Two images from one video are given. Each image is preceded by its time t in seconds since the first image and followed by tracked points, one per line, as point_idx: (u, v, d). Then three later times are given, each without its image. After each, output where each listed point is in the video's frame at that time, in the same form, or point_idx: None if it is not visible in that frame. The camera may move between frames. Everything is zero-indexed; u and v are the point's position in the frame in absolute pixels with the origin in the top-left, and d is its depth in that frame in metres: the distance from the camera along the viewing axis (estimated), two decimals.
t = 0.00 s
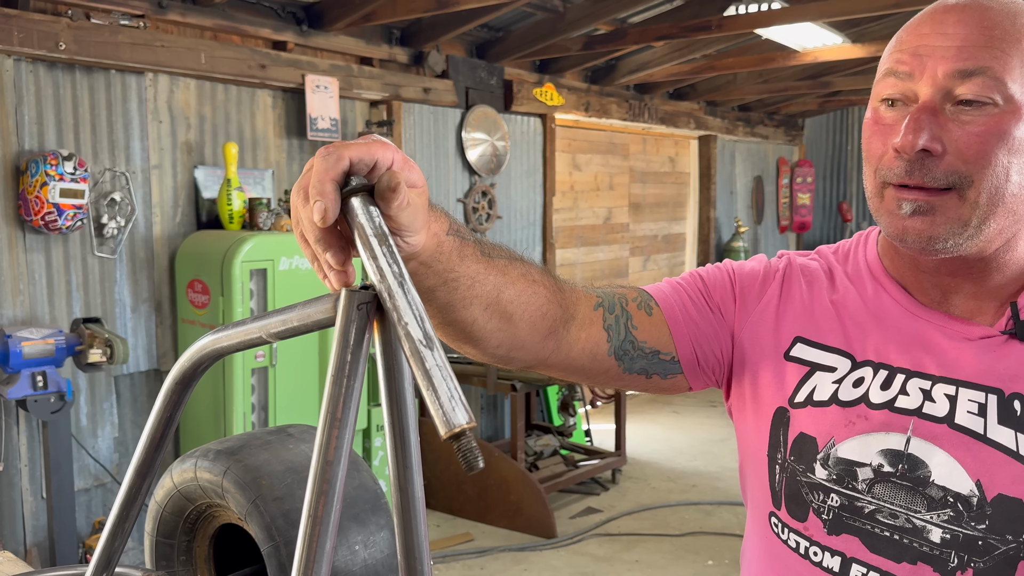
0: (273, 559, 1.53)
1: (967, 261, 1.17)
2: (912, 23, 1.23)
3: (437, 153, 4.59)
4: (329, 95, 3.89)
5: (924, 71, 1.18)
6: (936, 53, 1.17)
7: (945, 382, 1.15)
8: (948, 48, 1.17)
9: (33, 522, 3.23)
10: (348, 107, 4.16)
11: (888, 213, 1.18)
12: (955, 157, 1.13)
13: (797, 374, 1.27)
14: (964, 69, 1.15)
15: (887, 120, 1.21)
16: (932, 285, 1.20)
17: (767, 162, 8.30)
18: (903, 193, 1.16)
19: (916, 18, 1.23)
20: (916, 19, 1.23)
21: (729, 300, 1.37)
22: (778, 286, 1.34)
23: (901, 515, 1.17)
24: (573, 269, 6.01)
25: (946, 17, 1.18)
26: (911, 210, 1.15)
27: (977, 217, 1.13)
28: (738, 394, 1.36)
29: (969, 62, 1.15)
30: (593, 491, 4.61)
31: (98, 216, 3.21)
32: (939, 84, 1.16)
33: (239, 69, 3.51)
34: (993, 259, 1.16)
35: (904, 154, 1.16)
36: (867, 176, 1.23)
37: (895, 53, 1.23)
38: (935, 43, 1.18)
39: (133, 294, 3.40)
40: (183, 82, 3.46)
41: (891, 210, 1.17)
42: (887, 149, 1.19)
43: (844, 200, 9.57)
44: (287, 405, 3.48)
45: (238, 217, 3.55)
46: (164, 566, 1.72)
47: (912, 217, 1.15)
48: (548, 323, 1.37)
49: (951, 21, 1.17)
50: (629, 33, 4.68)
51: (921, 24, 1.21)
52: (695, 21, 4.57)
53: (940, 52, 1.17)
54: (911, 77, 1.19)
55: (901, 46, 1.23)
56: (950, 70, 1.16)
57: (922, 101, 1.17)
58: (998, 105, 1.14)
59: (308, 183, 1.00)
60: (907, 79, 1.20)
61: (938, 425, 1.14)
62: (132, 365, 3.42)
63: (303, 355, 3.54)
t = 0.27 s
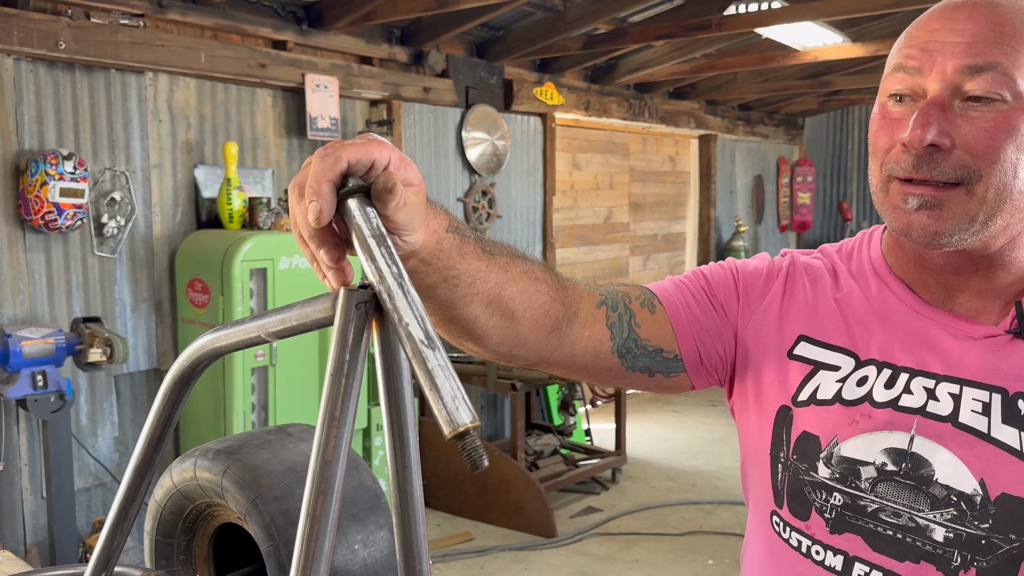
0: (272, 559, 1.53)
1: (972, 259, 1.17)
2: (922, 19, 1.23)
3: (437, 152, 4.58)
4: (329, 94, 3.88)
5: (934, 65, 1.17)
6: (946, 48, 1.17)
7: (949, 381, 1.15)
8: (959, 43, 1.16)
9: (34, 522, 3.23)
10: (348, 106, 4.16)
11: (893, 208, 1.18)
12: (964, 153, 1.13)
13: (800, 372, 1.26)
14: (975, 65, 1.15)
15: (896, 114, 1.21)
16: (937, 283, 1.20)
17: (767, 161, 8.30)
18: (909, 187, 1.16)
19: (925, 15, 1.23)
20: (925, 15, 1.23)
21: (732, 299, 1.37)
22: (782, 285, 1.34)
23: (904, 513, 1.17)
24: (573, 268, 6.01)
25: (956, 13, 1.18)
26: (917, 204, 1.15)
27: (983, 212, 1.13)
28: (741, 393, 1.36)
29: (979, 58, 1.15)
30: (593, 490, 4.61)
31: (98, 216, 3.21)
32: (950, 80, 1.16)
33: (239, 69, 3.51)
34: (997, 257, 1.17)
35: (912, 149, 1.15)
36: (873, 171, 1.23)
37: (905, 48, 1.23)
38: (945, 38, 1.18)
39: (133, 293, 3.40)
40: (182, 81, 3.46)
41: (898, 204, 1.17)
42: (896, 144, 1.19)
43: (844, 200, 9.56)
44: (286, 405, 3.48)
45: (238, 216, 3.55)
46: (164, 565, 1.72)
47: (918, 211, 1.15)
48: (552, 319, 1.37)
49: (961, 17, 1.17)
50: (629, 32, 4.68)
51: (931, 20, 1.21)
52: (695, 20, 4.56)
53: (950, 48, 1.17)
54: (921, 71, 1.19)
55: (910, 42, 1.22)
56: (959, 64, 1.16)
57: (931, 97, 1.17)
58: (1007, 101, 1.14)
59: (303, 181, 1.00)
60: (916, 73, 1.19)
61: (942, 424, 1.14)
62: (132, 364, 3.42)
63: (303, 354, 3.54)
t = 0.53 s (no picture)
0: (271, 559, 1.53)
1: (971, 259, 1.17)
2: (924, 16, 1.23)
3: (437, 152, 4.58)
4: (329, 94, 3.88)
5: (937, 62, 1.17)
6: (948, 45, 1.17)
7: (947, 381, 1.15)
8: (961, 40, 1.16)
9: (33, 521, 3.23)
10: (348, 106, 4.16)
11: (893, 205, 1.17)
12: (963, 149, 1.13)
13: (798, 374, 1.26)
14: (977, 61, 1.15)
15: (898, 111, 1.21)
16: (936, 283, 1.20)
17: (767, 160, 8.30)
18: (909, 184, 1.15)
19: (928, 13, 1.23)
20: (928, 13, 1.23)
21: (730, 301, 1.37)
22: (780, 287, 1.34)
23: (903, 514, 1.17)
24: (573, 268, 6.01)
25: (958, 11, 1.18)
26: (916, 202, 1.14)
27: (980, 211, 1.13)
28: (740, 395, 1.36)
29: (981, 55, 1.14)
30: (592, 490, 4.61)
31: (98, 215, 3.21)
32: (952, 76, 1.16)
33: (239, 68, 3.51)
34: (996, 257, 1.17)
35: (913, 145, 1.15)
36: (874, 169, 1.23)
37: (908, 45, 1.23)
38: (948, 35, 1.17)
39: (133, 293, 3.40)
40: (182, 80, 3.46)
41: (897, 201, 1.16)
42: (897, 139, 1.19)
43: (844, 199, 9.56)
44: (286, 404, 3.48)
45: (238, 216, 3.55)
46: (163, 565, 1.72)
47: (917, 208, 1.14)
48: (551, 325, 1.37)
49: (963, 14, 1.17)
50: (629, 31, 4.67)
51: (933, 17, 1.20)
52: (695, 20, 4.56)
53: (952, 45, 1.17)
54: (924, 68, 1.19)
55: (912, 40, 1.22)
56: (961, 61, 1.15)
57: (933, 93, 1.17)
58: (1009, 98, 1.14)
59: (316, 173, 1.00)
60: (919, 70, 1.19)
61: (941, 425, 1.14)
62: (131, 364, 3.42)
63: (303, 354, 3.53)
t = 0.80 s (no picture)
0: (271, 558, 1.53)
1: (967, 260, 1.18)
2: (919, 19, 1.23)
3: (436, 152, 4.58)
4: (328, 94, 3.89)
5: (932, 65, 1.18)
6: (944, 48, 1.17)
7: (945, 382, 1.15)
8: (956, 43, 1.17)
9: (33, 522, 3.23)
10: (347, 106, 4.16)
11: (890, 208, 1.18)
12: (961, 152, 1.13)
13: (796, 376, 1.27)
14: (972, 65, 1.15)
15: (894, 114, 1.21)
16: (933, 285, 1.21)
17: (766, 160, 8.31)
18: (905, 188, 1.16)
19: (923, 14, 1.23)
20: (922, 15, 1.23)
21: (727, 304, 1.37)
22: (777, 289, 1.34)
23: (901, 516, 1.17)
24: (573, 268, 6.01)
25: (954, 13, 1.18)
26: (912, 205, 1.15)
27: (977, 214, 1.13)
28: (738, 398, 1.36)
29: (977, 58, 1.15)
30: (592, 490, 4.62)
31: (97, 215, 3.21)
32: (949, 80, 1.16)
33: (238, 68, 3.51)
34: (994, 258, 1.17)
35: (909, 149, 1.16)
36: (870, 172, 1.23)
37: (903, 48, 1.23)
38: (943, 38, 1.18)
39: (132, 293, 3.40)
40: (181, 80, 3.46)
41: (895, 205, 1.17)
42: (894, 143, 1.19)
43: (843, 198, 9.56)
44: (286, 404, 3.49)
45: (237, 216, 3.55)
46: (163, 565, 1.72)
47: (913, 212, 1.15)
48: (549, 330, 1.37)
49: (958, 17, 1.17)
50: (628, 31, 4.67)
51: (928, 20, 1.21)
52: (694, 20, 4.56)
53: (948, 48, 1.17)
54: (919, 71, 1.19)
55: (907, 43, 1.22)
56: (956, 65, 1.16)
57: (928, 97, 1.17)
58: (1005, 102, 1.14)
59: (311, 178, 1.00)
60: (915, 73, 1.19)
61: (939, 426, 1.14)
62: (131, 364, 3.42)
63: (302, 354, 3.53)
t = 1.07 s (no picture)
0: (269, 559, 1.52)
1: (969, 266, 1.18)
2: (922, 27, 1.20)
3: (433, 152, 4.58)
4: (325, 94, 3.88)
5: (942, 84, 1.15)
6: (952, 66, 1.15)
7: (941, 383, 1.15)
8: (966, 61, 1.14)
9: (29, 522, 3.22)
10: (344, 106, 4.16)
11: (898, 231, 1.18)
12: (974, 177, 1.12)
13: (793, 378, 1.27)
14: (983, 83, 1.13)
15: (904, 133, 1.19)
16: (930, 287, 1.21)
17: (762, 160, 8.32)
18: (914, 213, 1.16)
19: (926, 21, 1.20)
20: (924, 21, 1.20)
21: (722, 307, 1.37)
22: (772, 292, 1.34)
23: (899, 517, 1.17)
24: (570, 268, 6.02)
25: (959, 26, 1.15)
26: (922, 230, 1.15)
27: (987, 233, 1.14)
28: (735, 400, 1.36)
29: (988, 77, 1.13)
30: (589, 489, 4.62)
31: (94, 216, 3.21)
32: (961, 100, 1.14)
33: (235, 68, 3.51)
34: (994, 263, 1.17)
35: (919, 174, 1.14)
36: (875, 188, 1.22)
37: (907, 58, 1.20)
38: (948, 53, 1.15)
39: (129, 293, 3.40)
40: (178, 80, 3.45)
41: (900, 227, 1.18)
42: (903, 164, 1.18)
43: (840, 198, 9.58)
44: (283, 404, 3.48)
45: (234, 216, 3.54)
46: (160, 565, 1.72)
47: (923, 236, 1.15)
48: (545, 334, 1.37)
49: (966, 30, 1.15)
50: (625, 31, 4.68)
51: (932, 30, 1.18)
52: (691, 20, 4.57)
53: (957, 66, 1.15)
54: (927, 89, 1.17)
55: (911, 55, 1.19)
56: (964, 83, 1.14)
57: (939, 117, 1.15)
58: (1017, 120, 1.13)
59: (304, 185, 1.00)
60: (922, 91, 1.17)
61: (935, 427, 1.14)
62: (128, 365, 3.42)
63: (299, 354, 3.53)
